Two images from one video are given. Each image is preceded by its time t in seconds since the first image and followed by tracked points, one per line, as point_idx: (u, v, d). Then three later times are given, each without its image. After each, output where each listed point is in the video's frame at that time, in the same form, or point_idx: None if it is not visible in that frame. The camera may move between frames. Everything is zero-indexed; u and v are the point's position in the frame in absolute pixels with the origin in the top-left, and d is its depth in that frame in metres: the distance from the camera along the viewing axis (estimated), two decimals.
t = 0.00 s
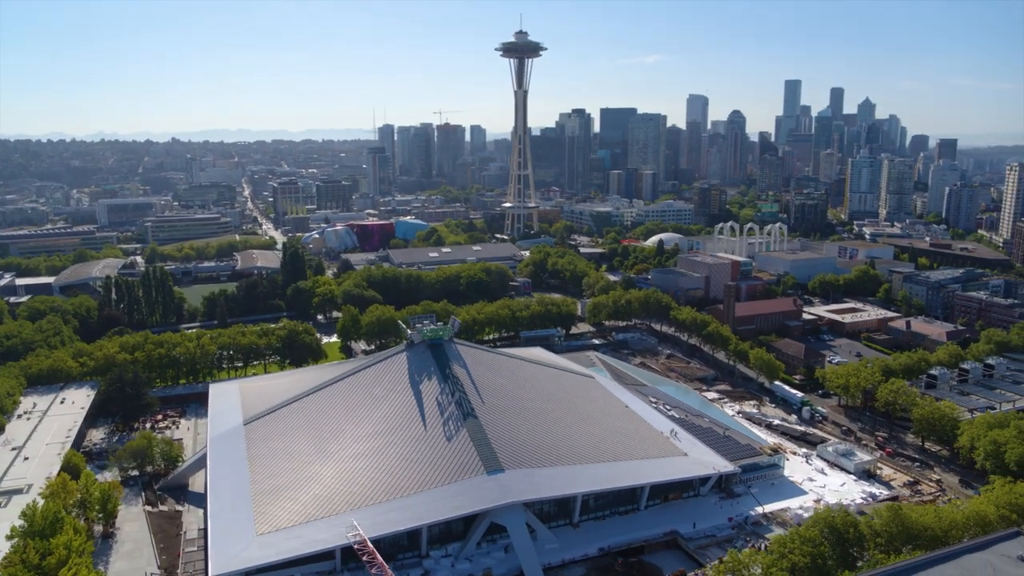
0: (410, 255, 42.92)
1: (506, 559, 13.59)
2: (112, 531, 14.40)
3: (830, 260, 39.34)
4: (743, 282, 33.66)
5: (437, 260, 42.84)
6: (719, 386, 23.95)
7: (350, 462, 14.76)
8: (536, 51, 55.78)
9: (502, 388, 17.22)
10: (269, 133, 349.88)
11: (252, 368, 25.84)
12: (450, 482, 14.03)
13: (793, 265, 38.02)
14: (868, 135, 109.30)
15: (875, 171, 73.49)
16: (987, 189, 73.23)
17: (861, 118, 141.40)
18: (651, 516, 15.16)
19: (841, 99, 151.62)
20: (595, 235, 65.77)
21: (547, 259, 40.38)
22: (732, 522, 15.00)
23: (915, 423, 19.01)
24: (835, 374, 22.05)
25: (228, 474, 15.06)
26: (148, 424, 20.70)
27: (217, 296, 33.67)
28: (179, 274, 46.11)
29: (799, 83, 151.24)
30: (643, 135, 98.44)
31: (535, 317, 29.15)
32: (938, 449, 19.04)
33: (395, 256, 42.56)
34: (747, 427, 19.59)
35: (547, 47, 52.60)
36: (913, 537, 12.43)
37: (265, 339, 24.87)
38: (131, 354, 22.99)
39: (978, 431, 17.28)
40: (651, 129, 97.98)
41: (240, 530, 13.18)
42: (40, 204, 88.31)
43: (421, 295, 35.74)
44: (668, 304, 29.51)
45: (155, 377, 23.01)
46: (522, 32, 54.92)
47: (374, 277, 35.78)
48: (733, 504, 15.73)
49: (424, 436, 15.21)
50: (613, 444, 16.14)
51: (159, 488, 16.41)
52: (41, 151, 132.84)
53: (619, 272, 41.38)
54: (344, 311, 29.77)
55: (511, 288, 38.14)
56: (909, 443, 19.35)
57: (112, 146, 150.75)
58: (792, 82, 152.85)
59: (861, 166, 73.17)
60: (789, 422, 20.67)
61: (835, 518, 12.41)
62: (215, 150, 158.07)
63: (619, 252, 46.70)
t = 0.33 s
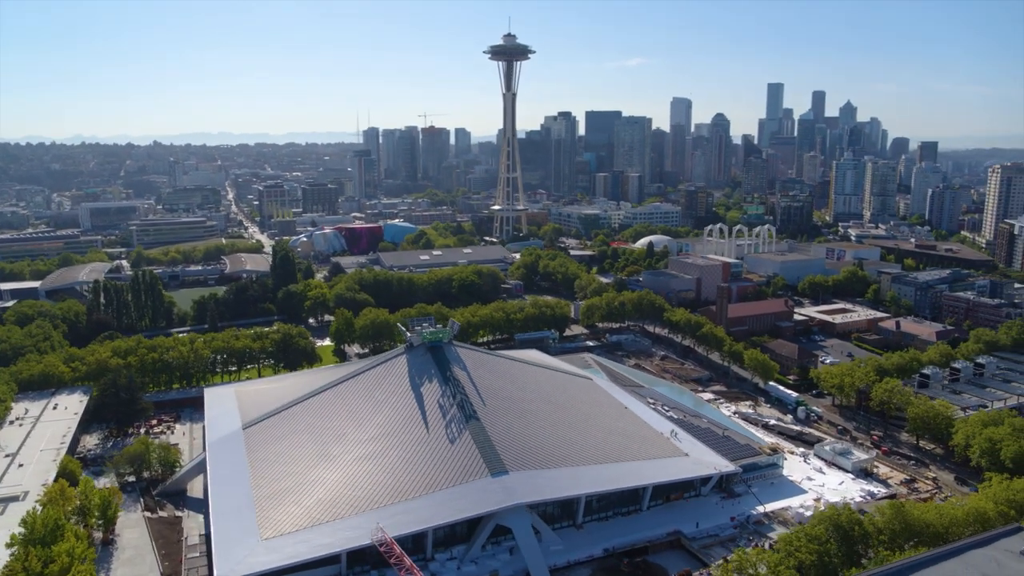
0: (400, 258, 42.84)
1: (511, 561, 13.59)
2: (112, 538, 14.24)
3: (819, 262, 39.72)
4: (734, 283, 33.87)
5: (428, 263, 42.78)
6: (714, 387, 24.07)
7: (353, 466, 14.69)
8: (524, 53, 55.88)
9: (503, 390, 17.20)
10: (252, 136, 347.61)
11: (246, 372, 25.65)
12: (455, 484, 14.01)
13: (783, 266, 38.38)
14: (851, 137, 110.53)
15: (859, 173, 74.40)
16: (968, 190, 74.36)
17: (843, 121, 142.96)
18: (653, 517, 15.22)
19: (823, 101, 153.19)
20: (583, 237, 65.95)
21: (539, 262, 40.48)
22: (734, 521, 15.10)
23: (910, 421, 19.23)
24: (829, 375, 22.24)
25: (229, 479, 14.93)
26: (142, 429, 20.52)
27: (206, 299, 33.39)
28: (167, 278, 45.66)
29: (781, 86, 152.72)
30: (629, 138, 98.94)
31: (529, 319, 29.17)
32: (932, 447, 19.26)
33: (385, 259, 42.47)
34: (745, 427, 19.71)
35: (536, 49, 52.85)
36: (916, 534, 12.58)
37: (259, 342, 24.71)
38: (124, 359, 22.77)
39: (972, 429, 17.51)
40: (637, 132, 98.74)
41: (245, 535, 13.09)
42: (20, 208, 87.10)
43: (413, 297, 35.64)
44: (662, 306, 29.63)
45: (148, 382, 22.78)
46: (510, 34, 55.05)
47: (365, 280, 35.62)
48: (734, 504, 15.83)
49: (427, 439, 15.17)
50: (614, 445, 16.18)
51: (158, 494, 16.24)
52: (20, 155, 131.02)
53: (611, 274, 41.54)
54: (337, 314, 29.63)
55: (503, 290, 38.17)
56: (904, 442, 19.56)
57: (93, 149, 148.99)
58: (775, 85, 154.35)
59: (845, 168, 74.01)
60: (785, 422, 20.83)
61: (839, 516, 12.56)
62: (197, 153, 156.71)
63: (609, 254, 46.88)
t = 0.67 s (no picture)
0: (391, 261, 42.76)
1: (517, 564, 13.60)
2: (112, 544, 14.09)
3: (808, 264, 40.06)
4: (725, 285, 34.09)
5: (419, 266, 42.72)
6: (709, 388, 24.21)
7: (356, 470, 14.63)
8: (512, 56, 55.95)
9: (504, 393, 17.19)
10: (235, 140, 345.01)
11: (240, 376, 25.48)
12: (461, 487, 13.99)
13: (773, 268, 38.69)
14: (834, 140, 111.68)
15: (844, 176, 75.23)
16: (949, 193, 75.45)
17: (825, 124, 144.58)
18: (656, 517, 15.28)
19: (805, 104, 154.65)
20: (572, 240, 66.11)
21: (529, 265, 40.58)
22: (737, 521, 15.20)
23: (905, 420, 19.45)
24: (823, 375, 22.47)
25: (230, 484, 14.82)
26: (137, 435, 20.32)
27: (197, 303, 33.13)
28: (154, 283, 45.23)
29: (764, 89, 154.12)
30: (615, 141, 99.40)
31: (524, 321, 29.18)
32: (926, 445, 19.52)
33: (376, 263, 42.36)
34: (743, 427, 19.84)
35: (524, 52, 53.06)
36: (918, 531, 12.74)
37: (253, 346, 24.53)
38: (117, 364, 22.56)
39: (968, 427, 17.75)
40: (623, 135, 99.36)
41: (251, 540, 13.00)
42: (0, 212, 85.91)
43: (405, 300, 35.53)
44: (656, 308, 29.77)
45: (141, 387, 22.57)
46: (499, 38, 55.16)
47: (356, 283, 35.47)
48: (735, 503, 15.95)
49: (430, 441, 15.15)
50: (617, 447, 16.23)
51: (156, 500, 16.08)
52: None
53: (602, 277, 41.70)
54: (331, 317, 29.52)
55: (496, 293, 38.22)
56: (899, 441, 19.80)
57: (73, 152, 147.24)
58: (758, 89, 155.74)
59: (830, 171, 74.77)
60: (782, 422, 21.00)
61: (846, 514, 12.70)
62: (180, 156, 155.33)
63: (599, 257, 47.03)
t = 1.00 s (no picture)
0: (383, 264, 42.65)
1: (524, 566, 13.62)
2: (115, 551, 13.97)
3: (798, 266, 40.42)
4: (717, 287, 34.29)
5: (411, 268, 42.68)
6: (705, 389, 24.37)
7: (360, 473, 14.59)
8: (501, 59, 56.08)
9: (506, 395, 17.21)
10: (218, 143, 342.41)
11: (235, 381, 25.32)
12: (467, 489, 13.99)
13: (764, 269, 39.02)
14: (818, 142, 112.82)
15: (829, 178, 75.96)
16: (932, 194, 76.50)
17: (808, 127, 146.00)
18: (660, 518, 15.35)
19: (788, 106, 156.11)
20: (561, 242, 66.30)
21: (522, 267, 40.65)
22: (739, 521, 15.31)
23: (900, 419, 19.68)
24: (818, 375, 22.69)
25: (234, 490, 14.72)
26: (133, 440, 20.13)
27: (188, 307, 32.88)
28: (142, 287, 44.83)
29: (748, 92, 155.43)
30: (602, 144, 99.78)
31: (519, 323, 29.21)
32: (922, 444, 19.76)
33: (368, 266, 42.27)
34: (741, 428, 19.99)
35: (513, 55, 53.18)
36: (920, 528, 12.92)
37: (248, 350, 24.33)
38: (111, 369, 22.37)
39: (963, 426, 18.01)
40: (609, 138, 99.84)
41: (257, 545, 12.93)
42: None
43: (398, 303, 35.45)
44: (651, 310, 29.92)
45: (136, 392, 22.38)
46: (488, 41, 55.27)
47: (349, 285, 35.37)
48: (737, 503, 16.06)
49: (434, 444, 15.14)
50: (619, 448, 16.30)
51: (156, 506, 15.93)
52: None
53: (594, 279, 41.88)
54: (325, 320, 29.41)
55: (489, 296, 38.27)
56: (894, 440, 20.04)
57: (54, 155, 145.59)
58: (742, 92, 157.08)
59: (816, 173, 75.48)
60: (779, 423, 21.18)
61: (850, 513, 12.86)
62: (164, 160, 153.98)
63: (590, 259, 47.20)
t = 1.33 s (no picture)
0: (375, 267, 42.54)
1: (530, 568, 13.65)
2: (118, 558, 13.86)
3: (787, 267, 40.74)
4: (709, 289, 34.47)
5: (403, 271, 42.61)
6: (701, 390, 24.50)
7: (365, 476, 14.56)
8: (491, 62, 56.10)
9: (508, 397, 17.24)
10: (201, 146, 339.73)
11: (229, 385, 25.17)
12: (473, 491, 14.01)
13: (755, 269, 39.28)
14: (802, 145, 113.71)
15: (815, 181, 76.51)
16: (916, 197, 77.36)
17: (793, 130, 147.20)
18: (663, 518, 15.43)
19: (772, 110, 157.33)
20: (550, 245, 66.38)
21: (514, 270, 40.70)
22: (742, 520, 15.43)
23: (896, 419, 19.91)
24: (814, 376, 22.87)
25: (237, 495, 14.62)
26: (130, 446, 19.97)
27: (179, 311, 32.62)
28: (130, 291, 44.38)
29: (733, 96, 156.48)
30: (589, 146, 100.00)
31: (515, 325, 29.28)
32: (917, 444, 20.00)
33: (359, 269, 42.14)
34: (738, 428, 20.14)
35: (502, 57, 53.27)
36: (922, 526, 13.09)
37: (244, 354, 24.14)
38: (106, 374, 22.17)
39: (959, 425, 18.24)
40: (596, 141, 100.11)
41: (263, 550, 12.86)
42: None
43: (392, 306, 35.36)
44: (646, 312, 30.05)
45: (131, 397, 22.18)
46: (478, 44, 55.27)
47: (342, 289, 35.25)
48: (738, 503, 16.19)
49: (439, 447, 15.14)
50: (622, 449, 16.38)
51: (156, 511, 15.82)
52: None
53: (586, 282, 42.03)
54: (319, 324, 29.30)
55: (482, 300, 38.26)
56: (890, 439, 20.26)
57: (36, 158, 143.82)
58: (727, 95, 158.19)
59: (803, 176, 76.03)
60: (775, 423, 21.35)
61: (854, 511, 13.00)
62: (147, 163, 152.57)
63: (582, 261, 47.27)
